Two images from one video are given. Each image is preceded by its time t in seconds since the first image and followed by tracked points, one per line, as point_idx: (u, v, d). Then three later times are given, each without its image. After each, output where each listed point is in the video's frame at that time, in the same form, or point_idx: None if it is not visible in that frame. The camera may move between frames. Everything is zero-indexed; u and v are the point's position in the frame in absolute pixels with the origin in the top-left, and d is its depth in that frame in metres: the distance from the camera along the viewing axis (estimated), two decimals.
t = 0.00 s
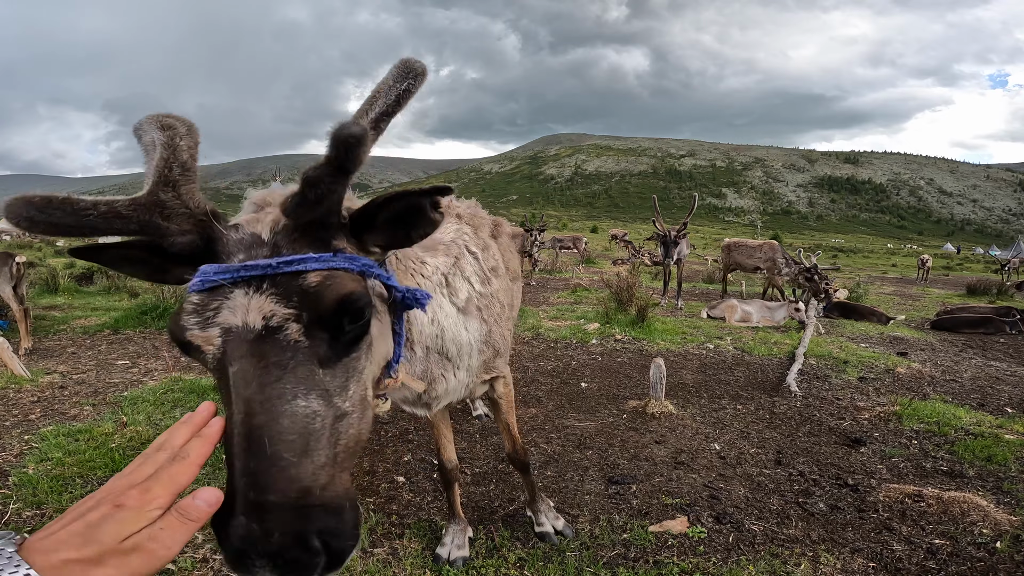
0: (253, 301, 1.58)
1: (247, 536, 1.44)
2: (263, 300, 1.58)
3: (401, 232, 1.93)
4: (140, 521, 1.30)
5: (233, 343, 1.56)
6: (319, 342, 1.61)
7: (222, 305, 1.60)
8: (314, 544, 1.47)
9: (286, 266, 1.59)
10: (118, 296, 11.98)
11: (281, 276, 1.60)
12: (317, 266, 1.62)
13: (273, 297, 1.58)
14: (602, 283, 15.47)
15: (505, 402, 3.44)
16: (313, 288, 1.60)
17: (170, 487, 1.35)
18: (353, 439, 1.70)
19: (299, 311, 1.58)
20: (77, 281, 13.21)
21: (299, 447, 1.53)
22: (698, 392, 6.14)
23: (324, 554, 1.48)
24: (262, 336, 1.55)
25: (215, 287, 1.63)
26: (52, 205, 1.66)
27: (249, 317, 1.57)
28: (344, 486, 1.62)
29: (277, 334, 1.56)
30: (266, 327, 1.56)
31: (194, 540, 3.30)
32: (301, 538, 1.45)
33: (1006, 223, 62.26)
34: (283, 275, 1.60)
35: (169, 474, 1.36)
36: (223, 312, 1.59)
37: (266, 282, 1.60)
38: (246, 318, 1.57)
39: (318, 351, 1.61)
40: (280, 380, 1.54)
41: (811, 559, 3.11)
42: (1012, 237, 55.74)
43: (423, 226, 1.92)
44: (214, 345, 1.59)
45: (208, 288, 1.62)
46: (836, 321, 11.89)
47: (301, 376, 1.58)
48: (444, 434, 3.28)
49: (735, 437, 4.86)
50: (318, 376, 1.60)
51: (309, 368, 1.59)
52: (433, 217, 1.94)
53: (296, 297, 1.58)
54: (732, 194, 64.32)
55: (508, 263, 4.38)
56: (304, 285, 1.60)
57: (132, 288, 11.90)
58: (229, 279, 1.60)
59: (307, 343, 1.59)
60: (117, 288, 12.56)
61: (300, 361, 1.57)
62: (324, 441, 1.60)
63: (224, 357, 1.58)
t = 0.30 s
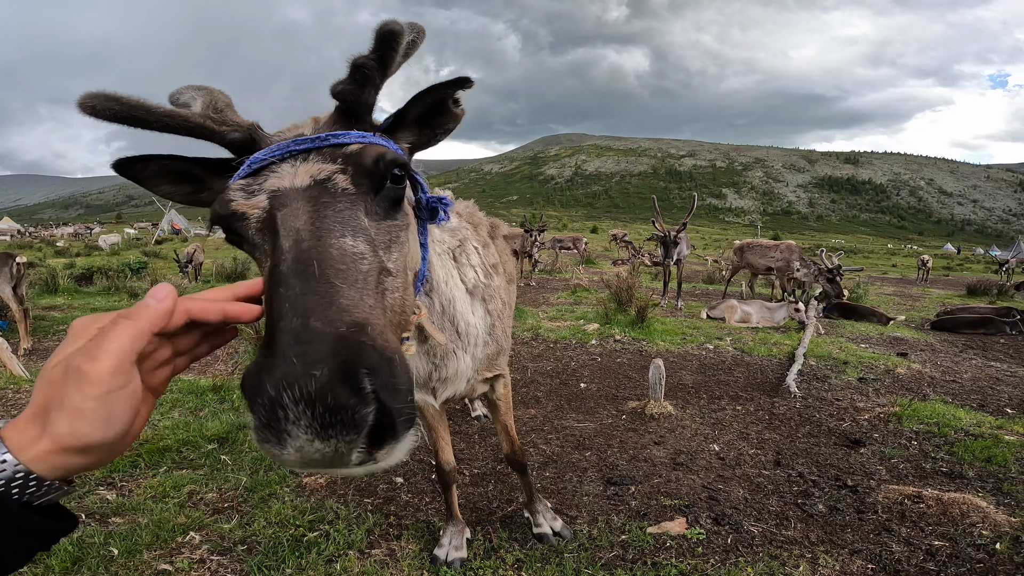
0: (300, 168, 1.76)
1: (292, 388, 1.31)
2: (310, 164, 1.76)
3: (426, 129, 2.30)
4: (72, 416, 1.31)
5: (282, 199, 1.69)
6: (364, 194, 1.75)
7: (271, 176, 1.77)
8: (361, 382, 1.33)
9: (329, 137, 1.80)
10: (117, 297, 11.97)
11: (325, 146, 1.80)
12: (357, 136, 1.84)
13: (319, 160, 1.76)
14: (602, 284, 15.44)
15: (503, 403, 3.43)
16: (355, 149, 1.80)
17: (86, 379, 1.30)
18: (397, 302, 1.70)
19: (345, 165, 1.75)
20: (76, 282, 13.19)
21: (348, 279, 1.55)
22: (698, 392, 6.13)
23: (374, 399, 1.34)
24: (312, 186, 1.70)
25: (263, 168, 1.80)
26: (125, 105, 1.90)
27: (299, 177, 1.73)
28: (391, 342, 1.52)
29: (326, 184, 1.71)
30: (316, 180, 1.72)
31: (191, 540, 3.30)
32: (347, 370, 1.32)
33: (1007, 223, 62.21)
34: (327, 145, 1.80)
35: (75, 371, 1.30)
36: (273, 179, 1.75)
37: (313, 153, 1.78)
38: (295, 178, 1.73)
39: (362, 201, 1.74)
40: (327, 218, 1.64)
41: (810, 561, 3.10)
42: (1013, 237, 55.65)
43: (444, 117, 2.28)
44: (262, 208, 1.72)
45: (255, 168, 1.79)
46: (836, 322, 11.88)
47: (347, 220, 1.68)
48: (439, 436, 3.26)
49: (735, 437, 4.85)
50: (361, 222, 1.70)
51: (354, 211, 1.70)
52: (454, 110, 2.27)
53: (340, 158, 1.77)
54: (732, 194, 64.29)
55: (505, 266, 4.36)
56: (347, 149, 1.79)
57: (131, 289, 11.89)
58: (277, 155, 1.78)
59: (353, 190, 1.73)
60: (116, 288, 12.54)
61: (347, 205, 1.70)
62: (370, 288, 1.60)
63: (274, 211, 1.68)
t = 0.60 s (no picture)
0: (350, 116, 2.04)
1: (339, 253, 1.45)
2: (360, 114, 2.04)
3: (456, 100, 2.57)
4: (224, 246, 1.37)
5: (335, 136, 1.95)
6: (405, 138, 2.05)
7: (324, 123, 2.04)
8: (398, 255, 1.54)
9: (377, 95, 2.12)
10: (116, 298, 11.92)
11: (372, 102, 2.10)
12: (400, 97, 2.16)
13: (367, 111, 2.06)
14: (603, 284, 15.41)
15: (507, 402, 3.41)
16: (400, 105, 2.12)
17: (261, 224, 1.39)
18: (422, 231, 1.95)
19: (392, 115, 2.06)
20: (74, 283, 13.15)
21: (386, 191, 1.79)
22: (698, 392, 6.12)
23: (407, 275, 1.52)
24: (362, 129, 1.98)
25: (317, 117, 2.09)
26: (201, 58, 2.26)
27: (349, 123, 2.01)
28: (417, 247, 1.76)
29: (374, 128, 2.00)
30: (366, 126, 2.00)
31: (189, 540, 3.28)
32: (385, 247, 1.53)
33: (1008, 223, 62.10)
34: (374, 101, 2.10)
35: (255, 217, 1.40)
36: (326, 124, 2.02)
37: (362, 106, 2.09)
38: (347, 122, 2.01)
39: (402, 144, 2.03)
40: (374, 149, 1.91)
41: (810, 561, 3.08)
42: (1014, 237, 55.52)
43: (474, 90, 2.53)
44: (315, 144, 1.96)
45: (312, 116, 2.07)
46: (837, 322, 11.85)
47: (389, 154, 1.95)
48: (441, 434, 3.23)
49: (735, 438, 4.83)
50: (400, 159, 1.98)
51: (396, 150, 1.98)
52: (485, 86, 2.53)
53: (386, 110, 2.07)
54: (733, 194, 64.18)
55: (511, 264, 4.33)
56: (392, 105, 2.11)
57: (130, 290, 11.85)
58: (331, 106, 2.07)
59: (396, 136, 2.02)
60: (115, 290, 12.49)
61: (391, 145, 1.98)
62: (404, 205, 1.85)
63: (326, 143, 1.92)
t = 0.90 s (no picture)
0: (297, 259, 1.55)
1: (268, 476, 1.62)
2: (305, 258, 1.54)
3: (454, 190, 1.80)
4: (288, 306, 1.30)
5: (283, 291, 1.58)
6: (353, 307, 1.58)
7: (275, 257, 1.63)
8: (307, 492, 1.57)
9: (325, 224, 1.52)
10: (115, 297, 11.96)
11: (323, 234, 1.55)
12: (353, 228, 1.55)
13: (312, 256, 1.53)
14: (600, 284, 15.45)
15: (506, 400, 3.42)
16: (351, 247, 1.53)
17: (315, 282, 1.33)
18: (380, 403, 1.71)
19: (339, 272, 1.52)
20: (73, 281, 13.20)
21: (320, 402, 1.59)
22: (694, 392, 6.15)
23: (314, 508, 1.59)
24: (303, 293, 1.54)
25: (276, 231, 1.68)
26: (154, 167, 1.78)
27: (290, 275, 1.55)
28: (358, 447, 1.66)
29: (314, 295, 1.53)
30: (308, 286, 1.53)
31: (186, 538, 3.30)
32: (299, 480, 1.57)
33: (1006, 224, 62.17)
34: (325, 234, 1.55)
35: (309, 275, 1.32)
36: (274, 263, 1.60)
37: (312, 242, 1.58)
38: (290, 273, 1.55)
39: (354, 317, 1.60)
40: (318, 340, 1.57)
41: (799, 561, 3.11)
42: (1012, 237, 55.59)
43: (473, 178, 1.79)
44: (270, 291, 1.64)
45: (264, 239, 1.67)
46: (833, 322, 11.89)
47: (331, 340, 1.59)
48: (441, 432, 3.24)
49: (729, 438, 4.86)
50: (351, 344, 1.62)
51: (343, 336, 1.60)
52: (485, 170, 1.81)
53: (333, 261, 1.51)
54: (732, 194, 64.31)
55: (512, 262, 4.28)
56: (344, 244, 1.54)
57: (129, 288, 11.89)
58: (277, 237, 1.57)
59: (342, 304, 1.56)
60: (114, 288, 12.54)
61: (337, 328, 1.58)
62: (348, 401, 1.63)
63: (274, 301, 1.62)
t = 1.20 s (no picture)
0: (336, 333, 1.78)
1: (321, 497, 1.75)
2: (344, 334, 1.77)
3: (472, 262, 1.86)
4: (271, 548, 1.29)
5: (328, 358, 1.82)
6: (383, 377, 1.80)
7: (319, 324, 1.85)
8: (358, 507, 1.73)
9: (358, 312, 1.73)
10: (112, 295, 11.93)
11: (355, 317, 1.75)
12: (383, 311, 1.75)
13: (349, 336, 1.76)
14: (598, 283, 15.46)
15: (507, 396, 3.42)
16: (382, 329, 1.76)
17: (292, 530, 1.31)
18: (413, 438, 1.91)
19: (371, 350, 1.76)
20: (69, 280, 13.14)
21: (363, 443, 1.77)
22: (691, 391, 6.15)
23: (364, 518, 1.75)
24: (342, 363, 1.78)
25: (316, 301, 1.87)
26: (188, 243, 1.95)
27: (332, 346, 1.79)
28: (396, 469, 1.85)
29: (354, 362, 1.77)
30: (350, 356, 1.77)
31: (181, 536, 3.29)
32: (351, 498, 1.73)
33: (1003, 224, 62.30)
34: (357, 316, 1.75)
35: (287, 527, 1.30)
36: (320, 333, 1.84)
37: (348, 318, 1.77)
38: (330, 345, 1.79)
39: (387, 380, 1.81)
40: (356, 400, 1.77)
41: (794, 560, 3.11)
42: (1010, 237, 55.66)
43: (488, 258, 1.84)
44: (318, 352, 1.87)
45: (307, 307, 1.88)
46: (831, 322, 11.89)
47: (370, 399, 1.80)
48: (443, 430, 3.24)
49: (725, 437, 4.86)
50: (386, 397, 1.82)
51: (377, 397, 1.80)
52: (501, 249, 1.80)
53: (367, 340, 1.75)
54: (730, 194, 64.36)
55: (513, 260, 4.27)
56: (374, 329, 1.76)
57: (126, 286, 11.84)
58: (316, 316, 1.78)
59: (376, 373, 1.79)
60: (111, 287, 12.51)
61: (372, 391, 1.79)
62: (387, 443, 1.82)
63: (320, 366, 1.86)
